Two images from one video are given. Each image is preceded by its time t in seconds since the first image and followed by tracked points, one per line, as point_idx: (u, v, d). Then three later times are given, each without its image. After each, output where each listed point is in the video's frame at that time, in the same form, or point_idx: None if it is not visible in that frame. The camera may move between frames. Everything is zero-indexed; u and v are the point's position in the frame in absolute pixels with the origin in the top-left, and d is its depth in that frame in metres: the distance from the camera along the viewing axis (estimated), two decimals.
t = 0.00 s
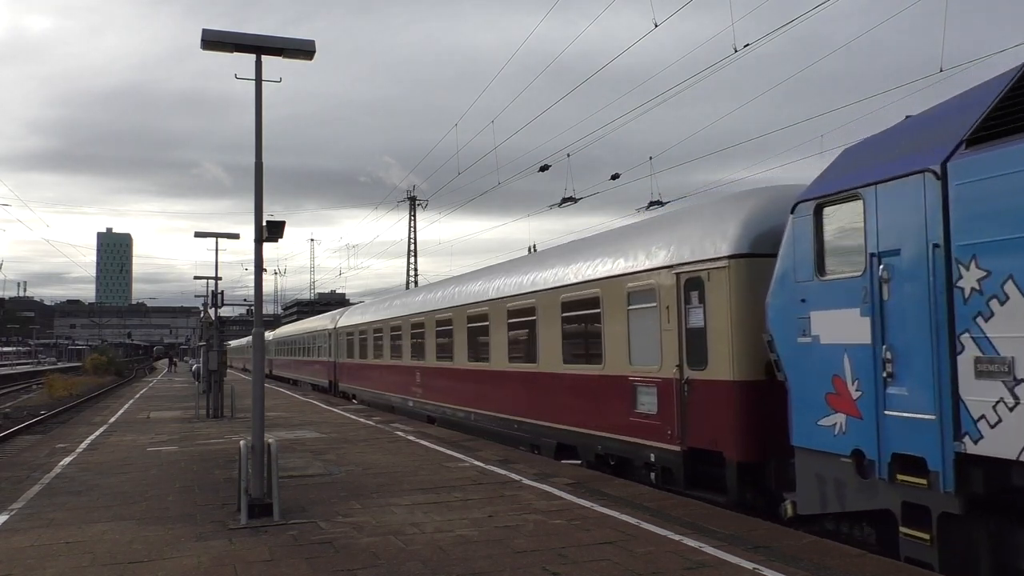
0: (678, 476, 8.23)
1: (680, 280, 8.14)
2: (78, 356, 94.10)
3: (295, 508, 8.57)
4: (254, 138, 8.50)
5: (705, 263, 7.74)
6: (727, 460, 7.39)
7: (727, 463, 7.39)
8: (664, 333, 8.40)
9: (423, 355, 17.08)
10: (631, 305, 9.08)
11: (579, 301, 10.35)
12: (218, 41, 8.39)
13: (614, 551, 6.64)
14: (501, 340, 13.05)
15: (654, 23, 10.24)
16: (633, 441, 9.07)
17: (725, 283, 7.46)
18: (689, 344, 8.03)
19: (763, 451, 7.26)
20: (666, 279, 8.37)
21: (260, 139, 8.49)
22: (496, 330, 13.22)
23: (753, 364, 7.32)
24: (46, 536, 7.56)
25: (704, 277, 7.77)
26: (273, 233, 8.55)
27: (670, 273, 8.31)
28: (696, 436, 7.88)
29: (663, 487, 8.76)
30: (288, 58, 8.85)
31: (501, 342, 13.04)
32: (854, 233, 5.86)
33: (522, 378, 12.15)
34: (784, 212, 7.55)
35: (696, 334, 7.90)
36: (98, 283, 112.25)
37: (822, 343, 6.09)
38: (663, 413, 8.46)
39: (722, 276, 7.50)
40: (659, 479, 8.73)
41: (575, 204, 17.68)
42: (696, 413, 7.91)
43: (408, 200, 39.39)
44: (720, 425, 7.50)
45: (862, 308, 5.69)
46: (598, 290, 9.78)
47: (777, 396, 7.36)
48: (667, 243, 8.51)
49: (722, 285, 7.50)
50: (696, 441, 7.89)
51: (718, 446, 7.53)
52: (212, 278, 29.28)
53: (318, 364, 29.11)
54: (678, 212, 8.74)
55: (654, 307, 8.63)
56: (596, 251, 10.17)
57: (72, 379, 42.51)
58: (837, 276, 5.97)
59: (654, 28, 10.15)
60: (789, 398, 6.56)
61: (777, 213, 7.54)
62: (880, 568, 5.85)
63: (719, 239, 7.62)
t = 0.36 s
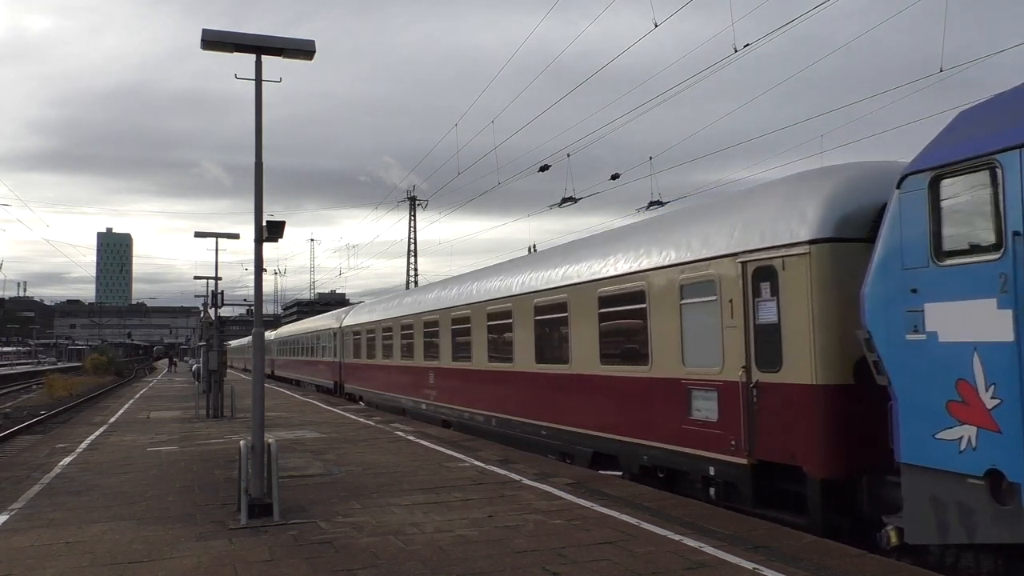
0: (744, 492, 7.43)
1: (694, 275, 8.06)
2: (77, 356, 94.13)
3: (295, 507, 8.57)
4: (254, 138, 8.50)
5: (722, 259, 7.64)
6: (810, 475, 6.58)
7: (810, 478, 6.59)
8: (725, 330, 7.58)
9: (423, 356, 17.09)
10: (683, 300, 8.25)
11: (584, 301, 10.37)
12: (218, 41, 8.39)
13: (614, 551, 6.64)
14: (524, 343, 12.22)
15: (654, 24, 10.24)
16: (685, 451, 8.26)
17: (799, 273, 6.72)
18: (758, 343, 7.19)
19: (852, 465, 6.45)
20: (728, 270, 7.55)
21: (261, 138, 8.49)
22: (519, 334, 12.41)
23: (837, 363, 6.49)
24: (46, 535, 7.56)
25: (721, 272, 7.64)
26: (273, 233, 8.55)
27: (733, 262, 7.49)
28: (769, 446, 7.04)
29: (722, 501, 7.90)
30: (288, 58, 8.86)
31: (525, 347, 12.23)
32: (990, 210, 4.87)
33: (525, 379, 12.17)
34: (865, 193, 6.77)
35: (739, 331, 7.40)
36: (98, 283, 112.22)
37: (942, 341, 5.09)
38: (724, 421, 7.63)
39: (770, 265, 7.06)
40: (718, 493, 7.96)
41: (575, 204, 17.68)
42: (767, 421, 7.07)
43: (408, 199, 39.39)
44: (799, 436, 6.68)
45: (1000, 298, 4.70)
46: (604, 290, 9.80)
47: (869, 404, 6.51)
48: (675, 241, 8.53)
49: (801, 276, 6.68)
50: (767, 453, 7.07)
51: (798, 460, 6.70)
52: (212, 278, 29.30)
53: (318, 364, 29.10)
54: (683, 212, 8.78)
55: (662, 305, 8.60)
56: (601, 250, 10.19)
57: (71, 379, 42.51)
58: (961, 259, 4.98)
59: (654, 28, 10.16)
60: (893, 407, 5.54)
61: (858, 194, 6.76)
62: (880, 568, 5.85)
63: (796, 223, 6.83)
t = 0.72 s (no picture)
0: (836, 520, 6.30)
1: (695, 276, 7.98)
2: (77, 356, 94.14)
3: (295, 508, 8.57)
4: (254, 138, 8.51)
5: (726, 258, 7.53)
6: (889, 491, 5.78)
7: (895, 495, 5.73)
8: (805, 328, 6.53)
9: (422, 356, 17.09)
10: (752, 293, 7.18)
11: (580, 301, 10.34)
12: (218, 41, 8.39)
13: (614, 551, 6.64)
14: (556, 346, 11.08)
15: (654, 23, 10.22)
16: (756, 466, 7.15)
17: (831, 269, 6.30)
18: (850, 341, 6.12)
19: (979, 489, 5.37)
20: (817, 256, 6.42)
21: (261, 138, 8.50)
22: (548, 336, 11.27)
23: (963, 367, 5.39)
24: (46, 536, 7.56)
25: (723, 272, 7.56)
26: (273, 233, 8.56)
27: (817, 246, 6.43)
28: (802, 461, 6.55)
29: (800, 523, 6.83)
30: (288, 58, 8.86)
31: (556, 350, 11.08)
32: None
33: (526, 378, 12.09)
34: (984, 160, 5.69)
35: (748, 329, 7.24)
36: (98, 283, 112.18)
37: None
38: (808, 432, 6.49)
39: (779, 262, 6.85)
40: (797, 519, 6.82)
41: (575, 204, 17.67)
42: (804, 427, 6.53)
43: (408, 199, 39.43)
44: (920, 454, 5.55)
45: None
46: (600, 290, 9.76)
47: (999, 413, 5.41)
48: (673, 242, 8.47)
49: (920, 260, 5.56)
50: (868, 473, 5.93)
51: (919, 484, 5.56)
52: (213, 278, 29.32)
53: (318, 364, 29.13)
54: (678, 212, 8.73)
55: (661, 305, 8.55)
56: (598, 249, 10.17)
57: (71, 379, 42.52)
58: None
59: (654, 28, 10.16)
60: None
61: (977, 165, 5.65)
62: (880, 568, 5.86)
63: (902, 199, 5.77)
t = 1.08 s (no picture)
0: (962, 549, 5.27)
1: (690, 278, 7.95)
2: (76, 356, 94.15)
3: (295, 508, 8.57)
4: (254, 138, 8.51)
5: (723, 259, 7.49)
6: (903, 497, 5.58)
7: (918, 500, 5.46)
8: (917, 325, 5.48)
9: (421, 355, 17.10)
10: (847, 282, 6.08)
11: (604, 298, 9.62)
12: (218, 41, 8.39)
13: (614, 550, 6.64)
14: (595, 343, 9.86)
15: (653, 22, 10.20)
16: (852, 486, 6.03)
17: (830, 270, 6.24)
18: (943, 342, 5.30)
19: None
20: (862, 248, 5.94)
21: (261, 138, 8.50)
22: (585, 333, 10.09)
23: None
24: (46, 536, 7.55)
25: (718, 274, 7.56)
26: (273, 233, 8.56)
27: (922, 230, 5.46)
28: (883, 477, 5.74)
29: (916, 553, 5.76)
30: (288, 58, 8.86)
31: (594, 348, 9.88)
32: None
33: (524, 378, 12.01)
34: None
35: (743, 331, 7.23)
36: (98, 283, 112.18)
37: None
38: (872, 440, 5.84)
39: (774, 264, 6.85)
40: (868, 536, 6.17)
41: (575, 204, 17.67)
42: (817, 430, 6.37)
43: (408, 199, 39.46)
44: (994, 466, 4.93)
45: None
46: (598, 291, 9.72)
47: None
48: (672, 242, 8.42)
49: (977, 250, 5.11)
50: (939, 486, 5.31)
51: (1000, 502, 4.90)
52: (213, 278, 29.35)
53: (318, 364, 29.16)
54: (680, 212, 8.67)
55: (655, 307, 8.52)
56: (598, 249, 10.13)
57: (71, 380, 42.52)
58: None
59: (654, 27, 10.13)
60: None
61: None
62: (881, 568, 5.85)
63: None
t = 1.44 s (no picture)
0: None
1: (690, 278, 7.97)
2: (76, 356, 94.14)
3: (295, 507, 8.57)
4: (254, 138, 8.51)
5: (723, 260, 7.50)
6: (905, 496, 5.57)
7: (922, 500, 5.44)
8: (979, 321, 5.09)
9: (421, 355, 17.10)
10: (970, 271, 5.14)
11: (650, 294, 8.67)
12: (218, 41, 8.39)
13: (614, 551, 6.64)
14: (646, 338, 8.73)
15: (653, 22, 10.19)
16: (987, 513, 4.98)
17: (831, 271, 6.25)
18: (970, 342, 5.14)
19: None
20: (870, 248, 5.88)
21: (261, 138, 8.50)
22: (627, 328, 9.04)
23: None
24: (46, 536, 7.56)
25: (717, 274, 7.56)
26: (273, 233, 8.56)
27: (952, 225, 5.29)
28: None
29: None
30: (288, 58, 8.86)
31: (641, 345, 8.81)
32: None
33: (523, 377, 12.00)
34: None
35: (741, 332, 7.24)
36: (98, 283, 112.16)
37: None
38: (926, 448, 5.40)
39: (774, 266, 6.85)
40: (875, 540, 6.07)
41: (575, 204, 17.68)
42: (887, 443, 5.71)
43: (408, 199, 39.45)
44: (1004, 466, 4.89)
45: None
46: (598, 290, 9.72)
47: None
48: (673, 242, 8.42)
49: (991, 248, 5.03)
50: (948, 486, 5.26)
51: (1010, 504, 4.84)
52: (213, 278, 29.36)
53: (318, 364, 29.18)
54: (681, 211, 8.66)
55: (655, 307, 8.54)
56: (598, 249, 10.12)
57: (71, 380, 42.53)
58: None
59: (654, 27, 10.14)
60: None
61: None
62: (881, 568, 5.85)
63: None
